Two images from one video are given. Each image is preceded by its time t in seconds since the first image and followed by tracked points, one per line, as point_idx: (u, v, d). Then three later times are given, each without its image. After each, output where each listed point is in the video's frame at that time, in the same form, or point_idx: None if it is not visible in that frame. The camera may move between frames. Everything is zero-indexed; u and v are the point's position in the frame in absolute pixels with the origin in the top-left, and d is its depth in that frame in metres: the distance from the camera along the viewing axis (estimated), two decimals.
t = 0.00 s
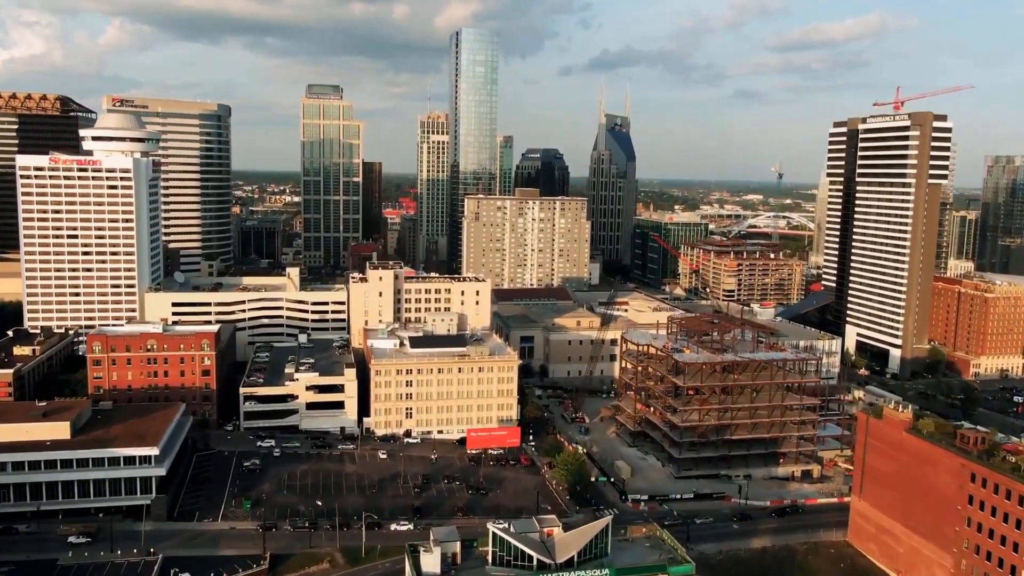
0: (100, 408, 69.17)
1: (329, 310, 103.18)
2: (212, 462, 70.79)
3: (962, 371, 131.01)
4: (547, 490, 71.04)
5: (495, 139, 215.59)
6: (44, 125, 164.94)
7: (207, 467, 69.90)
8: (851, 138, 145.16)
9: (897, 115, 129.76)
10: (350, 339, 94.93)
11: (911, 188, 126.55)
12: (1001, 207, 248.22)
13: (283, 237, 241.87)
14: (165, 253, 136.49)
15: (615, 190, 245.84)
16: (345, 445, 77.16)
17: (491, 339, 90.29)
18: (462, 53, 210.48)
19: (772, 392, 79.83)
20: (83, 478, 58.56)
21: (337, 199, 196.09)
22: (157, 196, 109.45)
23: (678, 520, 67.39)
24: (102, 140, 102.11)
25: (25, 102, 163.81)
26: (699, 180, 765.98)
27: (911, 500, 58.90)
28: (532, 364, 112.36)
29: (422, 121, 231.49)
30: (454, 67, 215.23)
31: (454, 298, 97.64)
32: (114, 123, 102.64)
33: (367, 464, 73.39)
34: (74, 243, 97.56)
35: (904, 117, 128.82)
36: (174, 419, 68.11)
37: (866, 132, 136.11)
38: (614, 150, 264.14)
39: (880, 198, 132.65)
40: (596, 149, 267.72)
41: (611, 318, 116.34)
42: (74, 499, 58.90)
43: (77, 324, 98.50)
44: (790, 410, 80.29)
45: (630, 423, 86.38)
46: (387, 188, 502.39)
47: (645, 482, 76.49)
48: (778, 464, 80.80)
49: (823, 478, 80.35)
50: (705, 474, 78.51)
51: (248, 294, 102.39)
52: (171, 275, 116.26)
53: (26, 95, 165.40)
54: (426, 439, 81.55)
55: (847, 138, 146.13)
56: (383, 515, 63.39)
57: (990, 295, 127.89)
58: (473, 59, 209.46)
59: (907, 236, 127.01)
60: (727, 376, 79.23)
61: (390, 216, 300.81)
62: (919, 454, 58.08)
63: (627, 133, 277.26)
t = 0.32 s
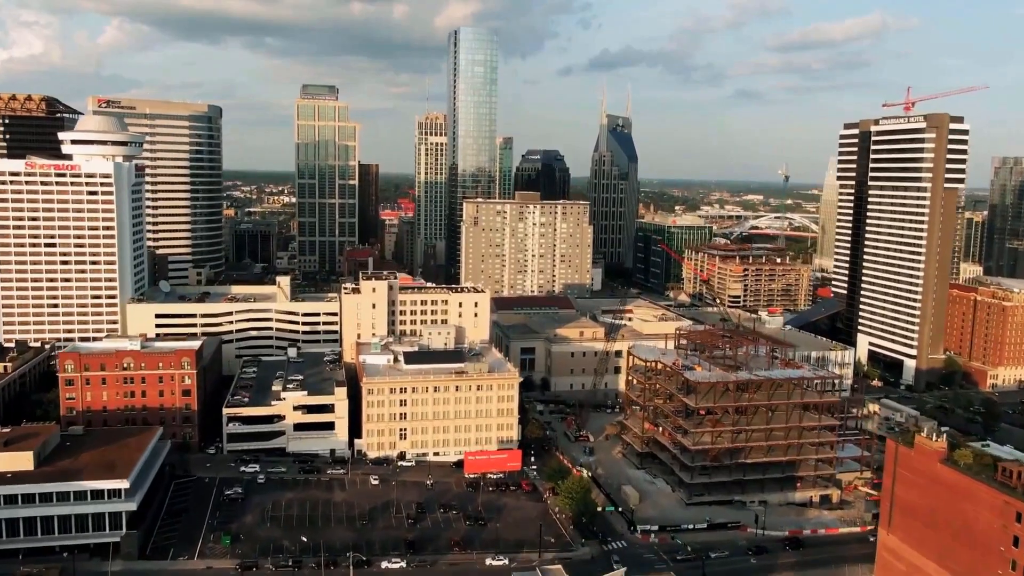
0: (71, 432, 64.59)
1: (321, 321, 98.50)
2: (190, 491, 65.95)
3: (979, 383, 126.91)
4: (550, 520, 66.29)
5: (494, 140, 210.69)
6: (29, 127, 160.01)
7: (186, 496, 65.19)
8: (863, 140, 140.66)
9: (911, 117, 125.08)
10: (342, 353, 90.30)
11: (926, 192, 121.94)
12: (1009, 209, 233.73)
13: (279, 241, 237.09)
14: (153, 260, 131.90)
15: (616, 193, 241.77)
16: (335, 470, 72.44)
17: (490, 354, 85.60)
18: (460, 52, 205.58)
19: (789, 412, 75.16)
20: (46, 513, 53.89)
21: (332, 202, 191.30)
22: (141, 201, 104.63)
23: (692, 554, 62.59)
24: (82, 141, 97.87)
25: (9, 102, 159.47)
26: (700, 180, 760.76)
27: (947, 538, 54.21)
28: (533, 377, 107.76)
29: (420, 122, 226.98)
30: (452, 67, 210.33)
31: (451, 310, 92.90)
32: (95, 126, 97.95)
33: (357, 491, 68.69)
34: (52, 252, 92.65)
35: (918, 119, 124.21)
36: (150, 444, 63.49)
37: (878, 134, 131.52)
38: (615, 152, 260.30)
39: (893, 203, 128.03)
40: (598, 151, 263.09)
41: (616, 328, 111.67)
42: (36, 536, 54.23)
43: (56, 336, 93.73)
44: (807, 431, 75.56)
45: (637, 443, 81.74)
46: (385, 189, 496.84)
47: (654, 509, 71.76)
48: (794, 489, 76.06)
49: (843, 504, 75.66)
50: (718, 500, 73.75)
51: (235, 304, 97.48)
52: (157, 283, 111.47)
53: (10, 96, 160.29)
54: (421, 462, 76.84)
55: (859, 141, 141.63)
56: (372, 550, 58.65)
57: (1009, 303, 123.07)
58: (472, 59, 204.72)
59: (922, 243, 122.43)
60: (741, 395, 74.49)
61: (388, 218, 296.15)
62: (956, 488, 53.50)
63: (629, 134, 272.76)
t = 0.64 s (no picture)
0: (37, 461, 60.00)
1: (311, 334, 93.99)
2: (165, 524, 61.09)
3: (998, 395, 120.55)
4: (553, 554, 61.47)
5: (494, 142, 205.84)
6: (14, 129, 155.34)
7: (161, 529, 60.43)
8: (876, 143, 135.99)
9: (928, 119, 120.29)
10: (333, 369, 85.64)
11: (943, 197, 117.22)
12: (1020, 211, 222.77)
13: (275, 244, 232.59)
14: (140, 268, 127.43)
15: (618, 196, 236.73)
16: (323, 498, 67.65)
17: (489, 372, 80.88)
18: (459, 51, 200.74)
19: (808, 435, 70.40)
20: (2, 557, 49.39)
21: (327, 206, 186.65)
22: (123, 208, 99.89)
23: None
24: (60, 145, 92.88)
25: None
26: (701, 180, 756.34)
27: None
28: (535, 391, 103.04)
29: (418, 123, 222.61)
30: (451, 66, 205.38)
31: (448, 324, 88.04)
32: (74, 129, 93.11)
33: (346, 523, 63.88)
34: (27, 262, 87.94)
35: (935, 121, 119.49)
36: (122, 475, 58.76)
37: (893, 137, 126.84)
38: (617, 153, 255.88)
39: (908, 209, 123.40)
40: (600, 152, 258.47)
41: (620, 340, 106.88)
42: None
43: (32, 351, 88.97)
44: (828, 456, 70.66)
45: (645, 466, 76.90)
46: (384, 189, 492.44)
47: (664, 540, 66.97)
48: (814, 517, 71.25)
49: (865, 533, 70.97)
50: (733, 531, 68.92)
51: (221, 316, 92.65)
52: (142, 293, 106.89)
53: None
54: (416, 488, 72.11)
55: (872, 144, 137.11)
56: None
57: None
58: (471, 59, 199.95)
59: (939, 251, 117.77)
60: (757, 418, 69.74)
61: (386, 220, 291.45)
62: (1000, 528, 48.56)
63: (631, 135, 268.15)
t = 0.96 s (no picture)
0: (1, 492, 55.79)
1: (303, 347, 89.78)
2: (140, 558, 56.90)
3: (1014, 407, 116.41)
4: None
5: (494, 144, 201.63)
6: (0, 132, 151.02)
7: (135, 564, 56.23)
8: (888, 146, 131.77)
9: (944, 122, 115.98)
10: (324, 386, 81.54)
11: (959, 202, 113.00)
12: None
13: (270, 248, 228.53)
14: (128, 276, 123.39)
15: (619, 198, 232.37)
16: (311, 527, 63.47)
17: (488, 389, 76.67)
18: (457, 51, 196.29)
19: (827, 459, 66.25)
20: None
21: (323, 209, 182.56)
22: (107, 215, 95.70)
23: None
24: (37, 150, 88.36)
25: None
26: (702, 180, 752.38)
27: None
28: (536, 405, 98.88)
29: (416, 125, 218.37)
30: (449, 67, 201.03)
31: (445, 338, 83.81)
32: (53, 133, 88.79)
33: (335, 555, 59.69)
34: (3, 273, 83.64)
35: (949, 123, 115.29)
36: (91, 510, 54.39)
37: (905, 140, 122.65)
38: (618, 154, 251.96)
39: (922, 214, 119.24)
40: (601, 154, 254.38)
41: (624, 352, 102.70)
42: None
43: (9, 365, 84.67)
44: (848, 482, 66.43)
45: (653, 490, 72.59)
46: (382, 190, 488.51)
47: (674, 572, 62.77)
48: (833, 546, 67.03)
49: (887, 563, 66.82)
50: (747, 561, 64.75)
51: (208, 329, 88.52)
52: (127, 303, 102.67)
53: None
54: (410, 515, 67.92)
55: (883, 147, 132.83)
56: None
57: None
58: (470, 59, 195.31)
59: (955, 258, 113.60)
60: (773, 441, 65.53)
61: (384, 223, 287.48)
62: None
63: (633, 137, 263.97)
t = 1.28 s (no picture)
0: None
1: (292, 365, 85.14)
2: None
3: None
4: None
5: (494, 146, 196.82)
6: None
7: None
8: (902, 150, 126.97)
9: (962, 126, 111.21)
10: (314, 407, 76.83)
11: (978, 209, 108.24)
12: None
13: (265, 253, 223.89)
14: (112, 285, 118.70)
15: (620, 201, 227.63)
16: (296, 566, 58.74)
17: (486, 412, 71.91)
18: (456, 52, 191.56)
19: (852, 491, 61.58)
20: None
21: (317, 214, 177.88)
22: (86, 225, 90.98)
23: None
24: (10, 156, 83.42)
25: None
26: (703, 181, 747.93)
27: None
28: (537, 423, 94.22)
29: (414, 127, 213.65)
30: (447, 67, 196.34)
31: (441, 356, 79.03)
32: (27, 138, 83.82)
33: None
34: None
35: (968, 126, 110.59)
36: (49, 559, 49.06)
37: (921, 144, 118.01)
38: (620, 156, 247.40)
39: (939, 221, 114.50)
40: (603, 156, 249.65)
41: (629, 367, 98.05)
42: None
43: None
44: (875, 516, 61.69)
45: (663, 521, 67.87)
46: (381, 191, 484.19)
47: None
48: None
49: None
50: None
51: (191, 346, 83.84)
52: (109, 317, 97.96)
53: None
54: (403, 550, 63.23)
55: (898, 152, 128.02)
56: None
57: None
58: (469, 59, 190.57)
59: (974, 267, 108.87)
60: (794, 472, 60.90)
61: (381, 225, 282.76)
62: None
63: (635, 138, 259.18)
